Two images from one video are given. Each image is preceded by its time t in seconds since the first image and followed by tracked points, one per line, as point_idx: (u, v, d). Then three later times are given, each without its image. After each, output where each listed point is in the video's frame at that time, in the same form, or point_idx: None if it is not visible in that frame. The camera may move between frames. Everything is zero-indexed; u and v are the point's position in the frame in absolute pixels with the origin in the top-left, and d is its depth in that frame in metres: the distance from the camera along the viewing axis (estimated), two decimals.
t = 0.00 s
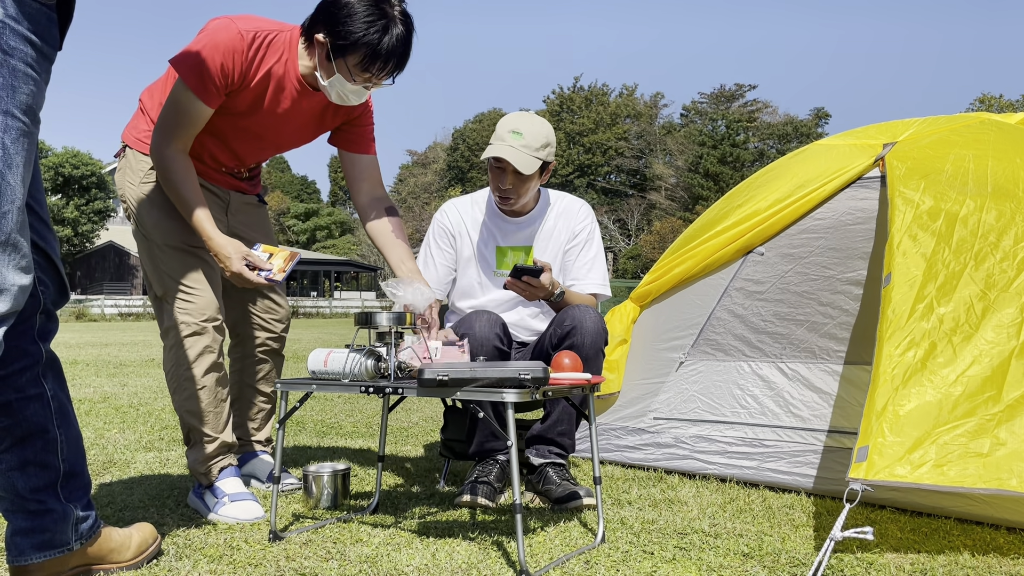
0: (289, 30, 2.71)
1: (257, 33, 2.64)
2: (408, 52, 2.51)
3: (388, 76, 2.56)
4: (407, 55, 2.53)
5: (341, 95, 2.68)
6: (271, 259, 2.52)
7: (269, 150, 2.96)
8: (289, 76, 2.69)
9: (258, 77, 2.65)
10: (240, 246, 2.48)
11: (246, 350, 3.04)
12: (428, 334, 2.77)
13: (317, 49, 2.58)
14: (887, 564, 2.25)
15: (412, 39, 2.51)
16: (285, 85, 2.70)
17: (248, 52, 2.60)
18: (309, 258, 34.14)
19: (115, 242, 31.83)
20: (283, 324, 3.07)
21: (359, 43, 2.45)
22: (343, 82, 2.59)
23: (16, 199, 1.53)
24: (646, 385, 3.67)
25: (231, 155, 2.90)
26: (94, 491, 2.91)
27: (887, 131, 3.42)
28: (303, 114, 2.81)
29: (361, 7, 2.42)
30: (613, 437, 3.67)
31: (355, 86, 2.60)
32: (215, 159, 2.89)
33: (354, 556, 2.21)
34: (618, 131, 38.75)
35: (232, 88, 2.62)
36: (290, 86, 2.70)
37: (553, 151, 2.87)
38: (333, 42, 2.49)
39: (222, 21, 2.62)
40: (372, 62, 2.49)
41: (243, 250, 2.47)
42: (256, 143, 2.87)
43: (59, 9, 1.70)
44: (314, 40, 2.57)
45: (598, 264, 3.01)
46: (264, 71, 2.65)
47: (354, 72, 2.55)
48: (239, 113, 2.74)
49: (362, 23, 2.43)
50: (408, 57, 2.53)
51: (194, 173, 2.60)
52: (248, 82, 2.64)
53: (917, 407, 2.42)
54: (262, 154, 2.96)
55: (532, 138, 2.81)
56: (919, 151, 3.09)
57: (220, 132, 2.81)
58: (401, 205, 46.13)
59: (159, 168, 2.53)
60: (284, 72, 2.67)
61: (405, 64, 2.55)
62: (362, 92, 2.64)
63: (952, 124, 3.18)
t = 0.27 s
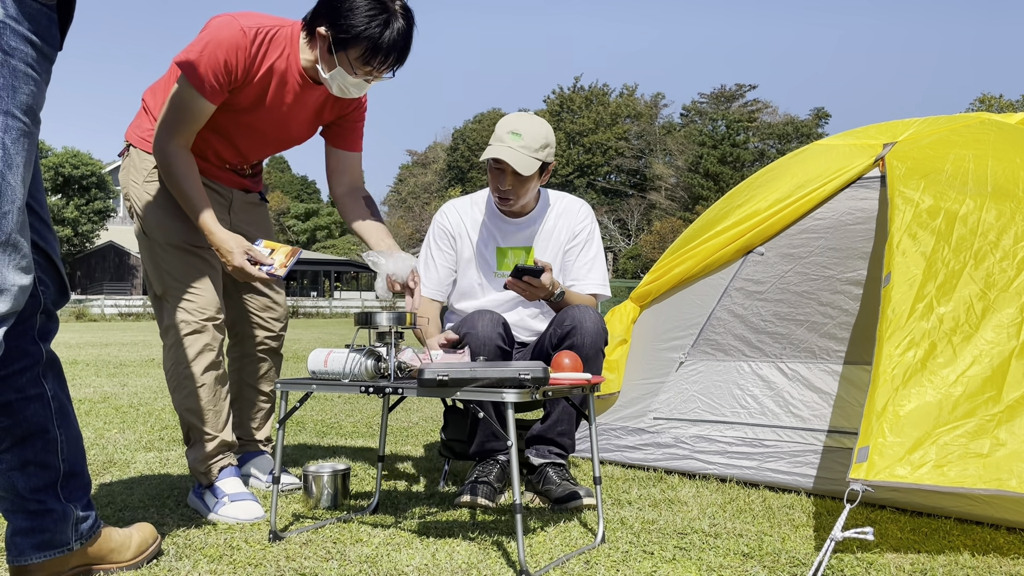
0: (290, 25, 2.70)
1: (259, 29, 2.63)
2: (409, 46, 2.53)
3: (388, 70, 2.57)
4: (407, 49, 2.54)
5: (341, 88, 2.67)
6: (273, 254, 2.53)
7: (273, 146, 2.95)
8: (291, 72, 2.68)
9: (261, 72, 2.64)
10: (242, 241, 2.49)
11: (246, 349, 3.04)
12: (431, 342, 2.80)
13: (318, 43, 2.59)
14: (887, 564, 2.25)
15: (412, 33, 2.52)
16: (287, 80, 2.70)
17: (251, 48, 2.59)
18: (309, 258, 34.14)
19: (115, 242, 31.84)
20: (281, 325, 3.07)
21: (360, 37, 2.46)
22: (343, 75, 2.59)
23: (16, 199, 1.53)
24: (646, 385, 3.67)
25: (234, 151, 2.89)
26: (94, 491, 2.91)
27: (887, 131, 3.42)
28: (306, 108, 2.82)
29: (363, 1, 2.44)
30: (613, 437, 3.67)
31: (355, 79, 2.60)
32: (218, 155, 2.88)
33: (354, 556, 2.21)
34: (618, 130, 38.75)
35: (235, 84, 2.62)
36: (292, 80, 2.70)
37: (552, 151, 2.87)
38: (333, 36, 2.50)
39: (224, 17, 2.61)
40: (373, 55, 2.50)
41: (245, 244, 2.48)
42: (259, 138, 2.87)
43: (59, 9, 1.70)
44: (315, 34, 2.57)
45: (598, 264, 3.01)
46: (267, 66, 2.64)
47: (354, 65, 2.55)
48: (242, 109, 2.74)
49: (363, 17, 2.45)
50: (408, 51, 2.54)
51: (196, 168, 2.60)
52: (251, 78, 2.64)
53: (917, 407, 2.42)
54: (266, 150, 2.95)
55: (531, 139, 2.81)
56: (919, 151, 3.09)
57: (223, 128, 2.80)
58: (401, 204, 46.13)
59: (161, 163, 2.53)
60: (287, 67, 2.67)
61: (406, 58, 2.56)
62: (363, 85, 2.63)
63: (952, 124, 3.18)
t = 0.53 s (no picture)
0: (294, 18, 2.70)
1: (266, 22, 2.63)
2: (409, 35, 2.56)
3: (389, 58, 2.59)
4: (407, 38, 2.57)
5: (344, 78, 2.67)
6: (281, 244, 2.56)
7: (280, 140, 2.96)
8: (297, 65, 2.69)
9: (268, 66, 2.65)
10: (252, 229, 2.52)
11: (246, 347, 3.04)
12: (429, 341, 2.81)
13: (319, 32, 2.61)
14: (887, 564, 2.25)
15: (412, 23, 2.56)
16: (293, 74, 2.70)
17: (258, 42, 2.59)
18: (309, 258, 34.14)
19: (115, 242, 31.84)
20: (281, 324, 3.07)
21: (361, 24, 2.50)
22: (344, 63, 2.59)
23: (16, 199, 1.53)
24: (646, 385, 3.67)
25: (243, 147, 2.90)
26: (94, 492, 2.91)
27: (887, 131, 3.42)
28: (311, 99, 2.83)
29: None
30: (613, 437, 3.67)
31: (357, 67, 2.62)
32: (227, 150, 2.89)
33: (354, 556, 2.21)
34: (618, 131, 38.75)
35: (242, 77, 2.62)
36: (298, 73, 2.70)
37: (550, 149, 2.87)
38: (335, 23, 2.53)
39: (230, 12, 2.61)
40: (374, 43, 2.53)
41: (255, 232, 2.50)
42: (267, 133, 2.88)
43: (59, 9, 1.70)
44: (316, 23, 2.60)
45: (598, 264, 3.02)
46: (274, 60, 2.65)
47: (355, 53, 2.57)
48: (250, 103, 2.75)
49: (364, 5, 2.49)
50: (409, 40, 2.58)
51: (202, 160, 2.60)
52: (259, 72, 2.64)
53: (917, 407, 2.42)
54: (274, 144, 2.96)
55: (528, 135, 2.81)
56: (919, 151, 3.09)
57: (231, 124, 2.81)
58: (401, 204, 46.13)
59: (168, 156, 2.53)
60: (293, 61, 2.67)
61: (406, 47, 2.59)
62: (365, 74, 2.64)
63: (952, 124, 3.18)
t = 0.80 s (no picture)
0: (293, 11, 2.72)
1: (267, 16, 2.65)
2: (404, 20, 2.59)
3: (385, 44, 2.62)
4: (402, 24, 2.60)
5: (342, 64, 2.67)
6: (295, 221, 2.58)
7: (287, 135, 2.97)
8: (300, 55, 2.71)
9: (274, 58, 2.66)
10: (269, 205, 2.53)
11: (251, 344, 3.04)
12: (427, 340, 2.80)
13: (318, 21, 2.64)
14: (887, 564, 2.25)
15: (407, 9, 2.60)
16: (298, 65, 2.72)
17: (262, 34, 2.61)
18: (309, 258, 34.14)
19: (115, 242, 31.84)
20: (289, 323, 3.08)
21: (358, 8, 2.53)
22: (343, 48, 2.61)
23: (16, 199, 1.53)
24: (646, 385, 3.67)
25: (252, 144, 2.90)
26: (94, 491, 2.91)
27: (887, 131, 3.42)
28: (316, 89, 2.85)
29: None
30: (613, 437, 3.67)
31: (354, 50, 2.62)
32: (237, 149, 2.88)
33: (354, 556, 2.21)
34: (618, 131, 38.75)
35: (248, 70, 2.64)
36: (303, 63, 2.72)
37: (544, 150, 2.84)
38: (333, 8, 2.57)
39: (232, 9, 2.63)
40: (371, 26, 2.56)
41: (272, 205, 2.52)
42: (275, 127, 2.88)
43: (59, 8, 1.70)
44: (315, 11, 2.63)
45: (597, 264, 3.02)
46: (278, 52, 2.67)
47: (353, 37, 2.59)
48: (257, 98, 2.75)
49: None
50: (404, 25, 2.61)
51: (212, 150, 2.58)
52: (265, 64, 2.66)
53: (917, 407, 2.42)
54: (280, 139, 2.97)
55: (521, 134, 2.80)
56: (919, 151, 3.09)
57: (239, 121, 2.81)
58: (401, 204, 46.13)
59: (177, 147, 2.47)
60: (297, 51, 2.69)
61: (402, 31, 2.62)
62: (362, 59, 2.65)
63: (952, 124, 3.18)
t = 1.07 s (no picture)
0: (280, 11, 2.88)
1: (256, 14, 2.81)
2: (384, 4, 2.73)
3: (368, 26, 2.75)
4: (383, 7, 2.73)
5: (329, 49, 2.81)
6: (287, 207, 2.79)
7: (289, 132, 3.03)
8: (291, 47, 2.84)
9: (266, 51, 2.79)
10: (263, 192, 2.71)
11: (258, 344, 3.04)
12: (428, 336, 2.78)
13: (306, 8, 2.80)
14: (887, 564, 2.25)
15: None
16: (290, 57, 2.84)
17: (252, 30, 2.75)
18: (309, 258, 34.14)
19: (115, 242, 31.84)
20: (294, 326, 3.12)
21: None
22: (327, 33, 2.75)
23: (16, 199, 1.53)
24: (646, 385, 3.67)
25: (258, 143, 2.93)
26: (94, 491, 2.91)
27: (887, 131, 3.42)
28: (311, 82, 2.96)
29: None
30: (613, 437, 3.67)
31: (337, 32, 2.75)
32: (245, 150, 2.90)
33: (354, 556, 2.21)
34: (617, 130, 38.75)
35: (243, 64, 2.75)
36: (294, 54, 2.85)
37: (527, 150, 2.80)
38: None
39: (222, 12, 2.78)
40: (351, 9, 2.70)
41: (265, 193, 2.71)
42: (278, 123, 2.94)
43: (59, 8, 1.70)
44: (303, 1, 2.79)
45: (597, 264, 3.02)
46: (270, 45, 2.79)
47: (336, 21, 2.73)
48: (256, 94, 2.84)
49: None
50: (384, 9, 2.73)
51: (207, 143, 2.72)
52: (259, 58, 2.77)
53: (917, 406, 2.42)
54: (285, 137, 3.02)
55: (506, 132, 2.81)
56: (919, 151, 3.09)
57: (243, 119, 2.86)
58: (401, 205, 46.13)
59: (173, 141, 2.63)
60: (287, 44, 2.83)
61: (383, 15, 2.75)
62: (347, 43, 2.77)
63: (952, 123, 3.18)
